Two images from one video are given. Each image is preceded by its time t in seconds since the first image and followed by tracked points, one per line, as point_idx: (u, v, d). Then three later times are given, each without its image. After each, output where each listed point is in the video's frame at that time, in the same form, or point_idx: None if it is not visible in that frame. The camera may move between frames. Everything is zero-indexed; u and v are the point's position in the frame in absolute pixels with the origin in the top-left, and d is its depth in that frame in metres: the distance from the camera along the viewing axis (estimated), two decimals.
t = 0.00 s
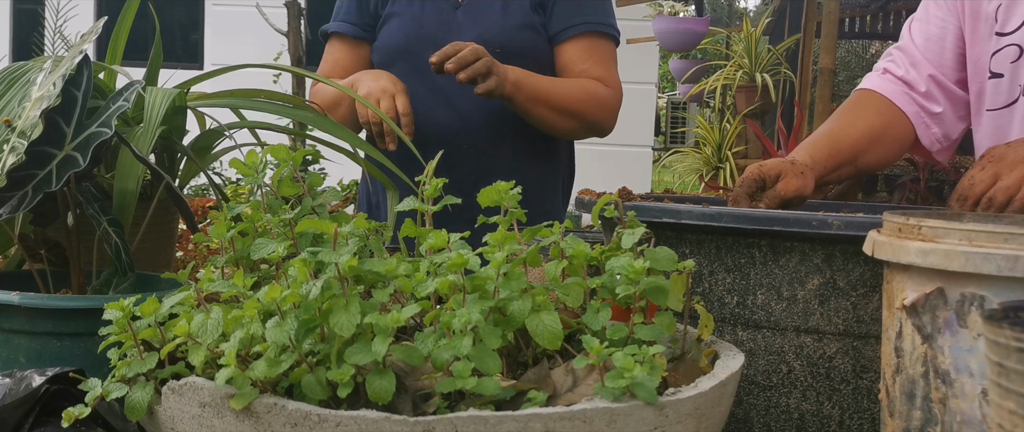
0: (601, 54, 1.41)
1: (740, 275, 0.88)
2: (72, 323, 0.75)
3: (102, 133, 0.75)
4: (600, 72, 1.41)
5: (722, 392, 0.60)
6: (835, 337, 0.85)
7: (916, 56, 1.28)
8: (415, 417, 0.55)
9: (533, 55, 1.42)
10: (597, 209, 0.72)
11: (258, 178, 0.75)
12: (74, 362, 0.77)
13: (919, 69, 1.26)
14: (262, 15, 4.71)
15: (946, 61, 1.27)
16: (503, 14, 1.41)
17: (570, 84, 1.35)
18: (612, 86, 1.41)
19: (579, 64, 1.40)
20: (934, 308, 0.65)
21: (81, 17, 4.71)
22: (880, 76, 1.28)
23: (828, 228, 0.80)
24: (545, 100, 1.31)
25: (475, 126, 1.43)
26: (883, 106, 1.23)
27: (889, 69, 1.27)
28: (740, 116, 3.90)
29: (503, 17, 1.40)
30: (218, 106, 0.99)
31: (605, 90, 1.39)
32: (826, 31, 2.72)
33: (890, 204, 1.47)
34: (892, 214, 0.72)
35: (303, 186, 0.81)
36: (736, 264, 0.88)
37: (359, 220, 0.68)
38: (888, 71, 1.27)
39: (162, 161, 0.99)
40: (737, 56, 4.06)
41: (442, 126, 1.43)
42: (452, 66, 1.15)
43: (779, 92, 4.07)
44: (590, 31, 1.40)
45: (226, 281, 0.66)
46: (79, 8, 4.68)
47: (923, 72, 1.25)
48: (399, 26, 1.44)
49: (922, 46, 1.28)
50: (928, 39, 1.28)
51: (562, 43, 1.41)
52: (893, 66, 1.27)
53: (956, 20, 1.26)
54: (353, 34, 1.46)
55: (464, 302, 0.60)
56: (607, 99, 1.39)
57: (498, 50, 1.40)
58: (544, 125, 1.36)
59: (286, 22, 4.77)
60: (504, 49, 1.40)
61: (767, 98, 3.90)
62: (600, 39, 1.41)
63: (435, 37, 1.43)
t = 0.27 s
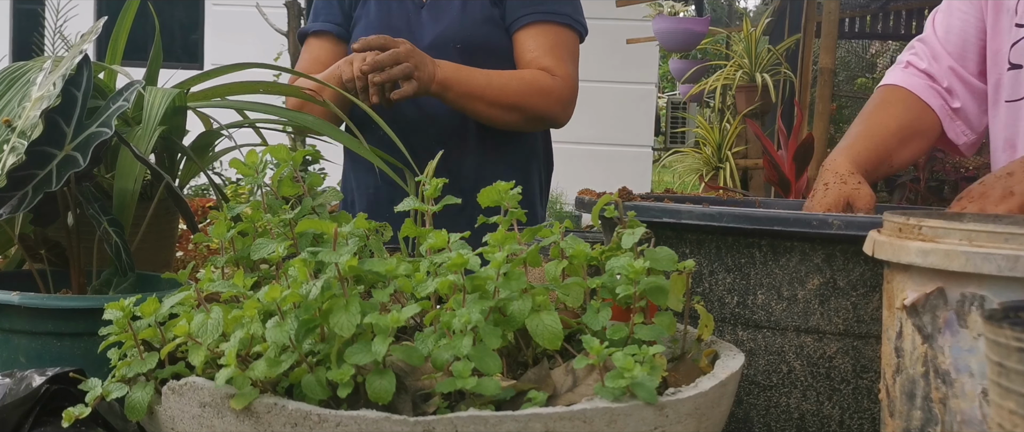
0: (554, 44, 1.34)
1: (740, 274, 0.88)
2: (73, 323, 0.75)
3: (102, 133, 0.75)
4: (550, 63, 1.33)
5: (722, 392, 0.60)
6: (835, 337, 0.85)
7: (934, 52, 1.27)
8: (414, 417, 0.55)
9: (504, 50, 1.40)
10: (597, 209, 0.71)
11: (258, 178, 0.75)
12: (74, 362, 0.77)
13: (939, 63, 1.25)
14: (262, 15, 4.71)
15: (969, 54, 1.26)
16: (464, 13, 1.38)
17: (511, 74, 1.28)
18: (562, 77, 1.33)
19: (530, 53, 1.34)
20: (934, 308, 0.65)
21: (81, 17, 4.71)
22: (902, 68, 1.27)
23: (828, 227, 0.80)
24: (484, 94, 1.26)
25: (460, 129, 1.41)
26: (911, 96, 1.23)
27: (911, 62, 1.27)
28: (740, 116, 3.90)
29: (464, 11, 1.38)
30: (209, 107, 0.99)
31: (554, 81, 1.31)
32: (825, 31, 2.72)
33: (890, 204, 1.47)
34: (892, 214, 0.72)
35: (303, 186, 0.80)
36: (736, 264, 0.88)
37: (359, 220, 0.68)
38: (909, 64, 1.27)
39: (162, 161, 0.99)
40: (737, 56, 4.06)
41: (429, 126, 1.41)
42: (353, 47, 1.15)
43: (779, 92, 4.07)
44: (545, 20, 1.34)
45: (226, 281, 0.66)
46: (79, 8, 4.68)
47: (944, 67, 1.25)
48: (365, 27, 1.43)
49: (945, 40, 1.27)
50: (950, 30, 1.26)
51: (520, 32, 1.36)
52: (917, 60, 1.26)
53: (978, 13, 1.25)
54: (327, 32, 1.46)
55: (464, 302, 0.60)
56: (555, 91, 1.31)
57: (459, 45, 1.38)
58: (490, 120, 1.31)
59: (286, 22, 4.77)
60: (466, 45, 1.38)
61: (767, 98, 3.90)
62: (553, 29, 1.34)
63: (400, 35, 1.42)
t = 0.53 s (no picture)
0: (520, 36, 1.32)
1: (740, 274, 0.88)
2: (73, 323, 0.75)
3: (102, 133, 0.75)
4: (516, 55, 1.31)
5: (722, 392, 0.60)
6: (835, 337, 0.85)
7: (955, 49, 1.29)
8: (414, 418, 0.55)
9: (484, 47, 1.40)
10: (597, 209, 0.71)
11: (258, 178, 0.75)
12: (74, 362, 0.77)
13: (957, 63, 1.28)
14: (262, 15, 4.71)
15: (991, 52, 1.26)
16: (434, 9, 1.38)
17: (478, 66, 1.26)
18: (529, 68, 1.31)
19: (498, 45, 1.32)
20: (934, 308, 0.65)
21: (81, 17, 4.71)
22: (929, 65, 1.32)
23: (828, 227, 0.80)
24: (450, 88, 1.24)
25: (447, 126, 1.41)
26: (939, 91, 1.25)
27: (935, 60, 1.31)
28: (741, 116, 3.90)
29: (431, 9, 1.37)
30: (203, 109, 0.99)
31: (520, 72, 1.29)
32: (826, 31, 2.72)
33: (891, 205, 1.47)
34: (892, 214, 0.72)
35: (303, 186, 0.80)
36: (736, 263, 0.88)
37: (359, 220, 0.68)
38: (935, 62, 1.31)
39: (162, 161, 0.99)
40: (737, 56, 4.06)
41: (424, 126, 1.40)
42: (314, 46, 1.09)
43: (779, 92, 4.07)
44: (510, 14, 1.33)
45: (226, 281, 0.66)
46: (79, 8, 4.68)
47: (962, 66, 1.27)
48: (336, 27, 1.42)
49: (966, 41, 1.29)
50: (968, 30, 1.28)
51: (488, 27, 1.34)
52: (943, 58, 1.30)
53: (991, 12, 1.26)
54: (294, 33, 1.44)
55: (464, 302, 0.60)
56: (522, 83, 1.30)
57: (428, 41, 1.37)
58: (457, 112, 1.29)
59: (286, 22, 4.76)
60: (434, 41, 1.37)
61: (767, 98, 3.90)
62: (519, 22, 1.33)
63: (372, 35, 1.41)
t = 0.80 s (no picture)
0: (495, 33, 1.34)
1: (740, 275, 0.88)
2: (73, 322, 0.75)
3: (102, 133, 0.75)
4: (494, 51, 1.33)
5: (722, 392, 0.60)
6: (835, 337, 0.85)
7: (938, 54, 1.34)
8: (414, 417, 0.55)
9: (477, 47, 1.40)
10: (597, 209, 0.71)
11: (258, 178, 0.75)
12: (74, 362, 0.77)
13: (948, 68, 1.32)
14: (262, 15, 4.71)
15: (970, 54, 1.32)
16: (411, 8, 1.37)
17: (457, 66, 1.28)
18: (506, 64, 1.33)
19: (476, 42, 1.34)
20: (934, 309, 0.65)
21: (81, 17, 4.71)
22: (918, 81, 1.32)
23: (828, 227, 0.80)
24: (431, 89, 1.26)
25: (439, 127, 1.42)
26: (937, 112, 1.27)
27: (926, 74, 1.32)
28: (741, 116, 3.90)
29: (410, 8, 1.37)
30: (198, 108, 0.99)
31: (499, 68, 1.31)
32: (826, 31, 2.73)
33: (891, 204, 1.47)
34: (892, 214, 0.72)
35: (303, 186, 0.80)
36: (736, 264, 0.88)
37: (359, 220, 0.68)
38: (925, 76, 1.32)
39: (162, 161, 0.99)
40: (737, 56, 4.05)
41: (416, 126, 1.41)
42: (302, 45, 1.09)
43: (779, 92, 4.07)
44: (489, 10, 1.34)
45: (226, 281, 0.66)
46: (79, 8, 4.68)
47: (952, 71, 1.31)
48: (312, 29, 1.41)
49: (953, 47, 1.33)
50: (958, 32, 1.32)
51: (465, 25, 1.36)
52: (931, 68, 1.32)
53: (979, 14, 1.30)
54: (270, 32, 1.43)
55: (464, 302, 0.60)
56: (502, 79, 1.31)
57: (408, 39, 1.37)
58: (442, 113, 1.31)
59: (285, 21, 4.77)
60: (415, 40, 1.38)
61: (767, 98, 3.90)
62: (494, 20, 1.35)
63: (352, 37, 1.41)
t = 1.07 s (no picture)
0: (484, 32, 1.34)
1: (740, 274, 0.88)
2: (73, 322, 0.75)
3: (102, 133, 0.75)
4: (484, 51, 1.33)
5: (722, 392, 0.60)
6: (835, 337, 0.85)
7: (924, 49, 1.40)
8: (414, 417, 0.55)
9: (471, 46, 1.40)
10: (597, 209, 0.71)
11: (258, 178, 0.75)
12: (74, 362, 0.77)
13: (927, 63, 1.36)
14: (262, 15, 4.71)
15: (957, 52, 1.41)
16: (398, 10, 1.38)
17: (449, 65, 1.28)
18: (496, 63, 1.33)
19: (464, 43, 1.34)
20: (934, 309, 0.65)
21: (81, 17, 4.71)
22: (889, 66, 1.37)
23: (828, 227, 0.80)
24: (423, 90, 1.26)
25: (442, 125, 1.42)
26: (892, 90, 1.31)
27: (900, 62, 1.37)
28: (741, 116, 3.90)
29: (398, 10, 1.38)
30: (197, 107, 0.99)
31: (489, 68, 1.31)
32: (826, 31, 2.73)
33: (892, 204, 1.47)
34: (892, 214, 0.72)
35: (303, 186, 0.80)
36: (736, 264, 0.88)
37: (358, 220, 0.68)
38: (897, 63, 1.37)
39: (162, 161, 0.99)
40: (737, 56, 4.06)
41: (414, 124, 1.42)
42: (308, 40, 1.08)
43: (779, 92, 4.07)
44: (477, 11, 1.35)
45: (226, 281, 0.66)
46: (79, 8, 4.68)
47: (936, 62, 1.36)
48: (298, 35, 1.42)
49: (939, 42, 1.41)
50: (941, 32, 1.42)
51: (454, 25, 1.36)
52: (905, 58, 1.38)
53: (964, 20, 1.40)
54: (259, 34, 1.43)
55: (464, 302, 0.60)
56: (493, 78, 1.31)
57: (397, 42, 1.38)
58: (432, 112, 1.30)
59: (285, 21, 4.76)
60: (403, 42, 1.38)
61: (767, 98, 3.91)
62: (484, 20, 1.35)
63: (340, 39, 1.41)
